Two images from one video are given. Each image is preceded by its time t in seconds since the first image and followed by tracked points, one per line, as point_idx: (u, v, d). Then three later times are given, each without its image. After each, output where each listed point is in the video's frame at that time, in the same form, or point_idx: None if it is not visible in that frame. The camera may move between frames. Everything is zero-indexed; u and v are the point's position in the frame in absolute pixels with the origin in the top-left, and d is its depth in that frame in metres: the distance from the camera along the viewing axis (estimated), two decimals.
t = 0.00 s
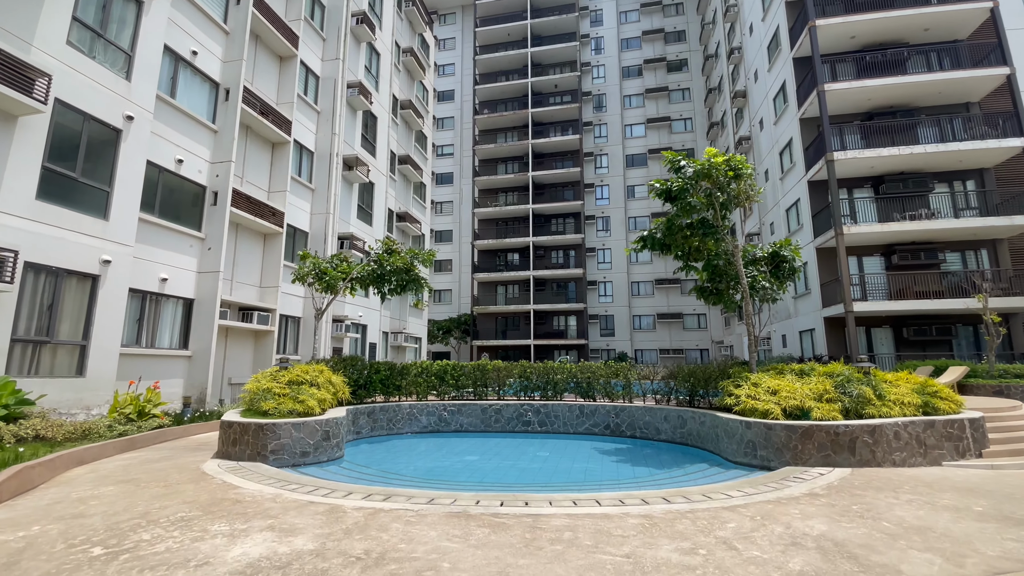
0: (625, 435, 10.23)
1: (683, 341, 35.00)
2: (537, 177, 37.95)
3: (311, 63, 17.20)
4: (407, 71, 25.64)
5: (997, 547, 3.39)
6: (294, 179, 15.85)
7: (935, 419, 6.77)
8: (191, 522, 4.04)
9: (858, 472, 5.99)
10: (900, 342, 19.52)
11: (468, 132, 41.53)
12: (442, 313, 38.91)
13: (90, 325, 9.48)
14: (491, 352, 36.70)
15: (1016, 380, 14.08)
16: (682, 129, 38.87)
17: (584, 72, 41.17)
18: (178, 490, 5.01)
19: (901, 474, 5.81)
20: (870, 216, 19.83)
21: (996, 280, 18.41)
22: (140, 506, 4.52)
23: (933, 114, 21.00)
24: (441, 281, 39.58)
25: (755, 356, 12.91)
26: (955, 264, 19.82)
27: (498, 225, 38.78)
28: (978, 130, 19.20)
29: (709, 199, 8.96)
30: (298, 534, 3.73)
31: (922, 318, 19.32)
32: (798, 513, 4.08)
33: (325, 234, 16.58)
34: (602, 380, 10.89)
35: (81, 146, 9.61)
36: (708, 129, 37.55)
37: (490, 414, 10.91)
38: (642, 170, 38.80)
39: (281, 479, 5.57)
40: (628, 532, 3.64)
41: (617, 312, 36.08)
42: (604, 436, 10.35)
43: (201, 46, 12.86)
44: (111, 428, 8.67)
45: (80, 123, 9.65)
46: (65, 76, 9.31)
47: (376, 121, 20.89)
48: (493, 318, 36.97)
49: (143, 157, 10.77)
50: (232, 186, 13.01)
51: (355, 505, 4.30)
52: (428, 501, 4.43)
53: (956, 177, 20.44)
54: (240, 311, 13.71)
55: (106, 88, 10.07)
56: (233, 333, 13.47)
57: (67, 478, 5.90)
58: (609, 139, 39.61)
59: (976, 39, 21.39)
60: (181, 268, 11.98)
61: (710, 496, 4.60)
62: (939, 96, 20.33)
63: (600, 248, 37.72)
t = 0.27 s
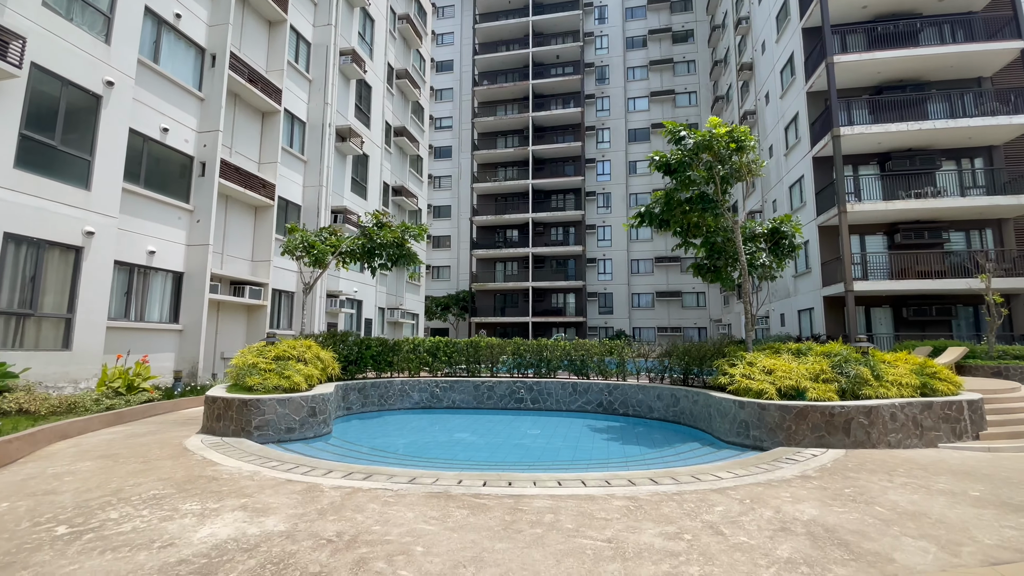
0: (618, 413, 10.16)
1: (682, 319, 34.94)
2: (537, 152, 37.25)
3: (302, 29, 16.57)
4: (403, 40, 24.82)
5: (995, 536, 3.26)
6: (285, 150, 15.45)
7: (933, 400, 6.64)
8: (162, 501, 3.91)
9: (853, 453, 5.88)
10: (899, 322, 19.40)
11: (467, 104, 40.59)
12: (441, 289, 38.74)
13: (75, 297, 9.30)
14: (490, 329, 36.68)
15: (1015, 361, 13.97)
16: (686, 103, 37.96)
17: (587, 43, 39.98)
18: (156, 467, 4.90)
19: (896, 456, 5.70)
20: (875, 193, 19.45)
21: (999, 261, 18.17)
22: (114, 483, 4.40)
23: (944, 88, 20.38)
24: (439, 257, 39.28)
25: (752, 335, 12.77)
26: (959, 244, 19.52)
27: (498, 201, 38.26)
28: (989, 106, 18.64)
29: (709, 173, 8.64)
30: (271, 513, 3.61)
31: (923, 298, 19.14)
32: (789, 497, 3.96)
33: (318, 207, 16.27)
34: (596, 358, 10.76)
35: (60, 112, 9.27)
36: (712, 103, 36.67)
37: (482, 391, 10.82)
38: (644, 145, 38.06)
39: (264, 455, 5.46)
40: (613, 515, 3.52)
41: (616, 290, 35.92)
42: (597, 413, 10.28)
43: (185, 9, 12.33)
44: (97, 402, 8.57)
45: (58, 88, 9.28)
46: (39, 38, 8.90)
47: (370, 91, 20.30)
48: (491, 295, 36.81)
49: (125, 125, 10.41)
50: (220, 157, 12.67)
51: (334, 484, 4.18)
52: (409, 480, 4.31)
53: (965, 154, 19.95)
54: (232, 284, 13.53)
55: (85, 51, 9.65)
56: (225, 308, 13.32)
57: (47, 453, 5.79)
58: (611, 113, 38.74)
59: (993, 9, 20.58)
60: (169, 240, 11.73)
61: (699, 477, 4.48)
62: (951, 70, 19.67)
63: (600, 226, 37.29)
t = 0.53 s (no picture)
0: (608, 398, 10.07)
1: (678, 305, 34.85)
2: (535, 134, 36.73)
3: (290, 2, 16.05)
4: (397, 16, 24.17)
5: (985, 527, 3.14)
6: (273, 128, 15.09)
7: (926, 387, 6.53)
8: (124, 486, 3.77)
9: (842, 440, 5.78)
10: (894, 310, 19.33)
11: (464, 85, 39.85)
12: (436, 273, 38.51)
13: (54, 277, 9.08)
14: (486, 314, 36.57)
15: (1011, 350, 13.90)
16: (687, 86, 37.34)
17: (587, 23, 39.14)
18: (125, 450, 4.75)
19: (886, 443, 5.59)
20: (874, 179, 19.22)
21: (997, 249, 18.02)
22: (78, 467, 4.26)
23: (948, 72, 20.00)
24: (435, 241, 38.96)
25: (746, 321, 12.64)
26: (958, 232, 19.34)
27: (494, 184, 37.82)
28: (994, 90, 18.29)
29: (704, 153, 8.40)
30: (235, 499, 3.47)
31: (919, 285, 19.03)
32: (774, 485, 3.83)
33: (308, 188, 15.97)
34: (587, 342, 10.62)
35: (34, 85, 8.93)
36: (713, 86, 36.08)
37: (471, 374, 10.71)
38: (643, 128, 37.53)
39: (239, 438, 5.32)
40: (590, 503, 3.39)
41: (612, 275, 35.75)
42: (587, 398, 10.19)
43: None
44: (77, 383, 8.42)
45: (32, 59, 8.94)
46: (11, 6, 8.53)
47: (362, 68, 19.81)
48: (487, 279, 36.60)
49: (105, 100, 10.08)
50: (205, 134, 12.33)
51: (304, 469, 4.04)
52: (383, 466, 4.16)
53: (966, 140, 19.66)
54: (219, 266, 13.31)
55: (60, 21, 9.28)
56: (212, 289, 13.11)
57: (18, 435, 5.65)
58: (611, 95, 38.12)
59: None
60: (153, 220, 11.46)
61: (683, 464, 4.35)
62: (956, 53, 19.26)
63: (597, 210, 36.94)
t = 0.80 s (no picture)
0: (595, 390, 9.95)
1: (673, 297, 34.77)
2: (531, 124, 36.34)
3: None
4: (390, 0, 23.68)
5: (968, 529, 3.02)
6: (261, 113, 14.78)
7: (915, 382, 6.41)
8: (75, 480, 3.61)
9: (828, 436, 5.66)
10: (888, 303, 19.26)
11: (460, 72, 39.33)
12: (431, 263, 38.27)
13: (29, 264, 8.85)
14: (482, 305, 36.42)
15: (1003, 344, 13.85)
16: (685, 76, 36.95)
17: (585, 10, 38.59)
18: (86, 442, 4.59)
19: (873, 440, 5.47)
20: (871, 171, 19.07)
21: (992, 243, 17.91)
22: (33, 460, 4.10)
23: (947, 63, 19.76)
24: (430, 231, 38.67)
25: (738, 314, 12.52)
26: (954, 226, 19.22)
27: (490, 174, 37.47)
28: (993, 83, 18.08)
29: (694, 141, 8.20)
30: (188, 495, 3.32)
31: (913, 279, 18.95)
32: (753, 483, 3.70)
33: (297, 175, 15.70)
34: (575, 334, 10.48)
35: (6, 65, 8.64)
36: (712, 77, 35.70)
37: (457, 366, 10.57)
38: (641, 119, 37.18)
39: (207, 430, 5.16)
40: (559, 502, 3.24)
41: (607, 267, 35.59)
42: (574, 390, 10.07)
43: None
44: (52, 371, 8.22)
45: (3, 38, 8.63)
46: None
47: (353, 53, 19.43)
48: (482, 270, 36.38)
49: (81, 82, 9.78)
50: (188, 118, 12.04)
51: (267, 464, 3.88)
52: (350, 461, 4.01)
53: (964, 133, 19.47)
54: (204, 254, 13.08)
55: None
56: (197, 278, 12.88)
57: None
58: (608, 85, 37.69)
59: None
60: (133, 206, 11.21)
61: (661, 460, 4.22)
62: (956, 44, 19.01)
63: (593, 202, 36.66)
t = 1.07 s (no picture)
0: (582, 386, 9.84)
1: (669, 294, 34.67)
2: (529, 118, 36.11)
3: None
4: None
5: (953, 535, 2.89)
6: (250, 104, 14.58)
7: (905, 381, 6.30)
8: (28, 476, 3.46)
9: (815, 435, 5.55)
10: (883, 301, 19.17)
11: (458, 66, 38.99)
12: (427, 258, 38.06)
13: (9, 254, 8.67)
14: (478, 300, 36.29)
15: (998, 343, 13.76)
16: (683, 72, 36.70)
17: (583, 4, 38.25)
18: (49, 436, 4.45)
19: (861, 439, 5.36)
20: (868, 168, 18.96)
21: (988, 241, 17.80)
22: None
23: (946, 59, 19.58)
24: (426, 225, 38.46)
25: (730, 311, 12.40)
26: (950, 224, 19.12)
27: (487, 168, 37.22)
28: (992, 80, 17.91)
29: (684, 134, 8.04)
30: (142, 493, 3.18)
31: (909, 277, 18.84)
32: (732, 483, 3.58)
33: (288, 167, 15.52)
34: (564, 330, 10.35)
35: None
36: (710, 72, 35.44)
37: (445, 361, 10.44)
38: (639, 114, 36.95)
39: (176, 425, 5.02)
40: (529, 502, 3.11)
41: (604, 263, 35.45)
42: (562, 386, 9.96)
43: None
44: (32, 363, 8.07)
45: None
46: None
47: (346, 44, 19.18)
48: (478, 265, 36.20)
49: (65, 69, 9.58)
50: (175, 108, 11.84)
51: (230, 461, 3.75)
52: (317, 458, 3.87)
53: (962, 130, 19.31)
54: (192, 246, 12.91)
55: None
56: (184, 270, 12.71)
57: None
58: (606, 80, 37.43)
59: None
60: (119, 196, 11.02)
61: (640, 458, 4.10)
62: (955, 40, 18.83)
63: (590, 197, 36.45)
